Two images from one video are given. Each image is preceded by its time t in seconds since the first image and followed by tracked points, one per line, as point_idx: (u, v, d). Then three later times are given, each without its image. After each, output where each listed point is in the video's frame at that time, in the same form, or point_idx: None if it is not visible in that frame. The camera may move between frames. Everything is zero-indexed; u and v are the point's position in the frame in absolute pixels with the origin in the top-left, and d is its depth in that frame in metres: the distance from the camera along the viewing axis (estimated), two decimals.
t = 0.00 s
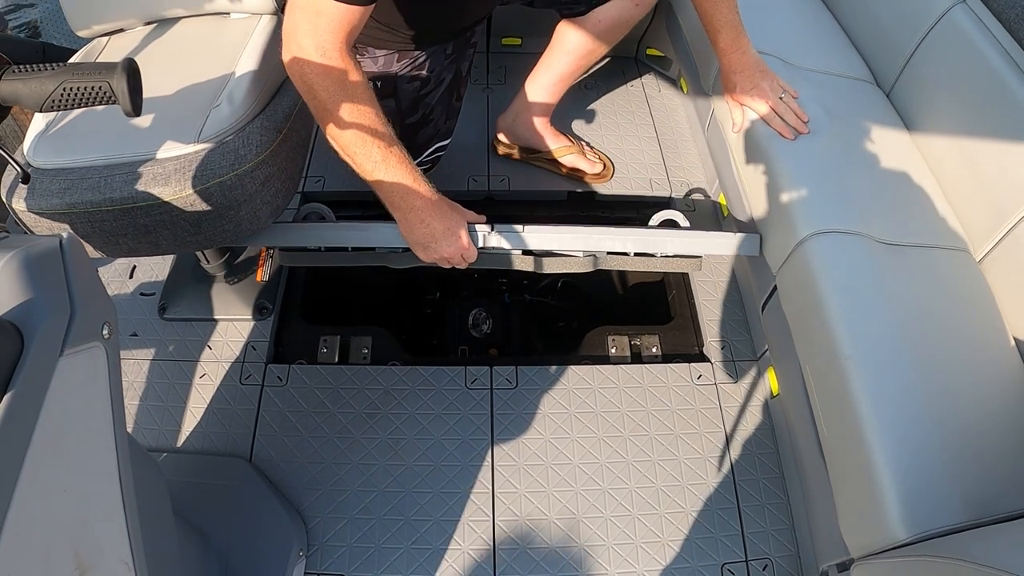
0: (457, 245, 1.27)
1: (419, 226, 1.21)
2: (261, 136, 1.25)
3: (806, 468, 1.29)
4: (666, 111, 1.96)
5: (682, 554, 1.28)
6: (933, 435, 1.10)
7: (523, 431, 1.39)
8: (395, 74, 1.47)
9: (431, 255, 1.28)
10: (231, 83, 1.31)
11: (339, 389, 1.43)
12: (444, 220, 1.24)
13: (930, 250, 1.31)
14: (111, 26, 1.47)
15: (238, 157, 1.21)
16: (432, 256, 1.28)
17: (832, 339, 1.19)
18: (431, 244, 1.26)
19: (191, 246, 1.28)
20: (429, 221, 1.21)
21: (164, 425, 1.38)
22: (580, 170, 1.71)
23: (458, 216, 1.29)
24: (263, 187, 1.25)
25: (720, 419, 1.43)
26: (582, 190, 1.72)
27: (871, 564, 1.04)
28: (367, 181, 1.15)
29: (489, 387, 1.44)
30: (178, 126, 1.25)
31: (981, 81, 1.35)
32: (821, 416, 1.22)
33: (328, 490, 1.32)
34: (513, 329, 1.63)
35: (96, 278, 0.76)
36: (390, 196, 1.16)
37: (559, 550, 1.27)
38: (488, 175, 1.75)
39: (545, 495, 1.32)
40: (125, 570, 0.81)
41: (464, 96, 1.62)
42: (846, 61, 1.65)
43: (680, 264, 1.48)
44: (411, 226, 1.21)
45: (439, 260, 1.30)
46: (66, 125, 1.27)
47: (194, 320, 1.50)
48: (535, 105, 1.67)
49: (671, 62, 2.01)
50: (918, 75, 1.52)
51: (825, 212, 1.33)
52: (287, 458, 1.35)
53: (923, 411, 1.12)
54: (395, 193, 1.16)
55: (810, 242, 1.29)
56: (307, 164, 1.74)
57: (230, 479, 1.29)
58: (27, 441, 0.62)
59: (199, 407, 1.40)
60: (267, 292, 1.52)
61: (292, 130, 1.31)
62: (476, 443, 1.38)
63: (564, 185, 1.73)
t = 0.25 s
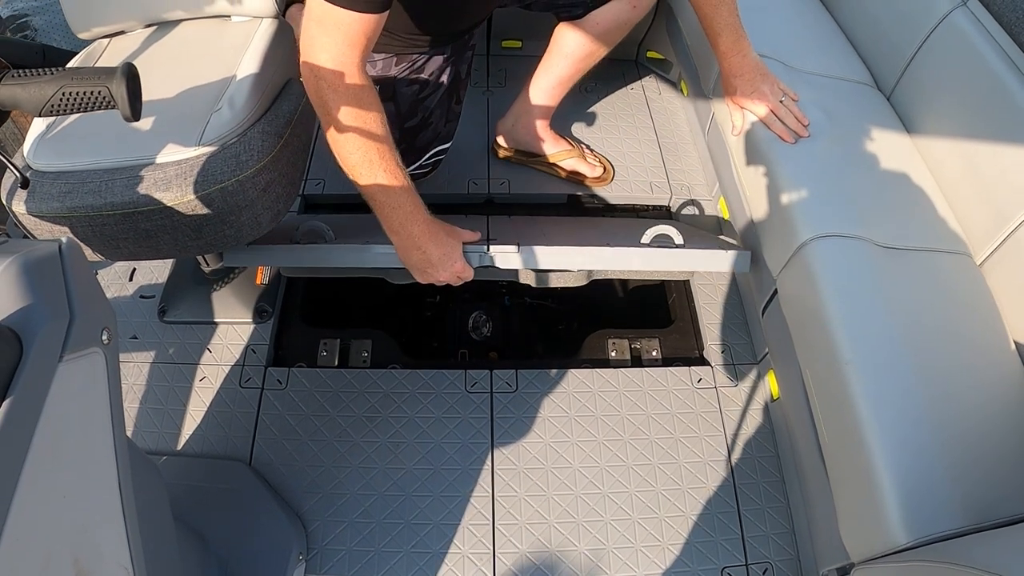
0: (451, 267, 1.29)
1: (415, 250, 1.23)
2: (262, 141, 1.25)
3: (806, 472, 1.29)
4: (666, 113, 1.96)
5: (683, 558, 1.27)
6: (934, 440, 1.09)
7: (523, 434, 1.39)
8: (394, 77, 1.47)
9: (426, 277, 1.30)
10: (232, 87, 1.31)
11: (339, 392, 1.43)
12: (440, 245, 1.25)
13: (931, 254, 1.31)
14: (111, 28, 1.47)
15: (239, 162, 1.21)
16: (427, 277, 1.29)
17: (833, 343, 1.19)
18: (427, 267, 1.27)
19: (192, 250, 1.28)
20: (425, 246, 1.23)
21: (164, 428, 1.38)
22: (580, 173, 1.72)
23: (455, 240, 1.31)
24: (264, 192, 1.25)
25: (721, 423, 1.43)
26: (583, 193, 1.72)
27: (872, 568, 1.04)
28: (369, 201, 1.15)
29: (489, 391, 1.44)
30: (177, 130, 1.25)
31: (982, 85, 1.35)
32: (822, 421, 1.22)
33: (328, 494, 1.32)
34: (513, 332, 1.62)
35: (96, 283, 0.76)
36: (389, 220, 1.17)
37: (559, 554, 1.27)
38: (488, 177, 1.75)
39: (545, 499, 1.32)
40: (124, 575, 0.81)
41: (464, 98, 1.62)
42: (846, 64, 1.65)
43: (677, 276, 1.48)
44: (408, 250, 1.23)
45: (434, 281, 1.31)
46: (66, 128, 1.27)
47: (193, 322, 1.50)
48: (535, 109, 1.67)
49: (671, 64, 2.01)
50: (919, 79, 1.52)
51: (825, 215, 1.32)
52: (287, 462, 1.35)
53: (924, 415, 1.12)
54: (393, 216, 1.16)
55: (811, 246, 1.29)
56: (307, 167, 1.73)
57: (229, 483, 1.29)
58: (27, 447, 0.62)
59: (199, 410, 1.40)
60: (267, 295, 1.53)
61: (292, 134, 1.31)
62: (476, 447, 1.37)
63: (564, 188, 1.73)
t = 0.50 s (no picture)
0: (451, 285, 1.28)
1: (414, 265, 1.22)
2: (262, 145, 1.24)
3: (806, 476, 1.28)
4: (666, 115, 1.95)
5: (683, 562, 1.27)
6: (935, 444, 1.09)
7: (523, 438, 1.39)
8: (393, 78, 1.47)
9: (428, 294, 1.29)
10: (231, 89, 1.30)
11: (338, 395, 1.43)
12: (440, 262, 1.24)
13: (932, 257, 1.30)
14: (110, 30, 1.47)
15: (238, 165, 1.21)
16: (427, 296, 1.28)
17: (833, 347, 1.19)
18: (427, 284, 1.26)
19: (191, 253, 1.28)
20: (423, 262, 1.21)
21: (163, 431, 1.38)
22: (580, 176, 1.72)
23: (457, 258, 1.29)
24: (263, 195, 1.25)
25: (721, 426, 1.42)
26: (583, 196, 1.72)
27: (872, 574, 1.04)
28: (366, 212, 1.16)
29: (489, 394, 1.44)
30: (176, 132, 1.24)
31: (984, 87, 1.34)
32: (822, 425, 1.21)
33: (327, 497, 1.32)
34: (514, 335, 1.61)
35: (93, 288, 0.76)
36: (386, 232, 1.17)
37: (558, 557, 1.27)
38: (488, 180, 1.75)
39: (544, 502, 1.32)
40: None
41: (463, 99, 1.61)
42: (847, 67, 1.64)
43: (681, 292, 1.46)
44: (407, 264, 1.22)
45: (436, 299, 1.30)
46: (65, 130, 1.26)
47: (193, 325, 1.50)
48: (535, 111, 1.67)
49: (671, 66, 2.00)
50: (920, 81, 1.51)
51: (826, 218, 1.32)
52: (286, 465, 1.34)
53: (925, 420, 1.11)
54: (392, 229, 1.16)
55: (811, 249, 1.29)
56: (306, 169, 1.73)
57: (228, 486, 1.28)
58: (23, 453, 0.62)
59: (198, 413, 1.40)
60: (266, 297, 1.52)
61: (292, 137, 1.31)
62: (475, 450, 1.37)
63: (564, 190, 1.73)
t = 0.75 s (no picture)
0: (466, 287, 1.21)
1: (425, 264, 1.17)
2: (259, 149, 1.25)
3: (804, 479, 1.28)
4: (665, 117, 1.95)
5: (681, 564, 1.27)
6: (932, 447, 1.09)
7: (522, 440, 1.39)
8: (393, 81, 1.48)
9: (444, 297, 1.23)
10: (228, 93, 1.31)
11: (336, 398, 1.43)
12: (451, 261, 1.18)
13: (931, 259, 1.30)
14: (109, 34, 1.47)
15: (236, 169, 1.21)
16: (442, 299, 1.22)
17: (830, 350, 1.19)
18: (440, 286, 1.20)
19: (190, 257, 1.28)
20: (435, 261, 1.16)
21: (162, 434, 1.38)
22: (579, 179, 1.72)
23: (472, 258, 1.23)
24: (261, 199, 1.25)
25: (719, 429, 1.42)
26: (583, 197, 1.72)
27: None
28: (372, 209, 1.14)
29: (487, 397, 1.44)
30: (174, 136, 1.25)
31: (982, 89, 1.34)
32: (820, 427, 1.21)
33: (325, 500, 1.32)
34: (513, 337, 1.62)
35: (89, 294, 0.76)
36: (393, 228, 1.14)
37: (556, 560, 1.27)
38: (486, 182, 1.75)
39: (542, 505, 1.32)
40: None
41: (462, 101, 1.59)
42: (845, 68, 1.64)
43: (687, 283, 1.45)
44: (418, 263, 1.17)
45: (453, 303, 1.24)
46: (63, 134, 1.27)
47: (192, 328, 1.50)
48: (534, 114, 1.67)
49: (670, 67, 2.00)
50: (919, 82, 1.51)
51: (824, 221, 1.32)
52: (285, 467, 1.35)
53: (922, 422, 1.11)
54: (399, 224, 1.14)
55: (809, 252, 1.29)
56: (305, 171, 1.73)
57: (227, 489, 1.29)
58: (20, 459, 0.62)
59: (197, 416, 1.40)
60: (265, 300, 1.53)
61: (289, 141, 1.31)
62: (473, 453, 1.37)
63: (563, 192, 1.73)
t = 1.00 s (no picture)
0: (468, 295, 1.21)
1: (427, 270, 1.17)
2: (260, 150, 1.25)
3: (805, 479, 1.28)
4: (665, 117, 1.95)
5: (682, 565, 1.27)
6: (933, 447, 1.09)
7: (522, 441, 1.39)
8: (396, 82, 1.49)
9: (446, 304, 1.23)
10: (230, 95, 1.31)
11: (337, 399, 1.43)
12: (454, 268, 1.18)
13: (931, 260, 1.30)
14: (111, 35, 1.47)
15: (237, 171, 1.21)
16: (443, 307, 1.23)
17: (830, 351, 1.19)
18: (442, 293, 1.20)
19: (191, 258, 1.28)
20: (438, 267, 1.17)
21: (163, 435, 1.38)
22: (579, 180, 1.72)
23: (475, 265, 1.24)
24: (262, 200, 1.25)
25: (720, 429, 1.42)
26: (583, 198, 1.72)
27: None
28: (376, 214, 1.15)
29: (488, 398, 1.44)
30: (175, 137, 1.25)
31: (982, 90, 1.34)
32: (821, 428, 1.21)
33: (326, 500, 1.32)
34: (514, 338, 1.62)
35: (91, 294, 0.76)
36: (395, 234, 1.14)
37: (557, 560, 1.27)
38: (487, 183, 1.75)
39: (543, 506, 1.32)
40: None
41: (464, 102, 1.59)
42: (845, 69, 1.64)
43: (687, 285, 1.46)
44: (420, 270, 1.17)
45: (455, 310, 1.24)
46: (65, 136, 1.27)
47: (193, 329, 1.50)
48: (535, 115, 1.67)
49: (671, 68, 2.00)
50: (919, 83, 1.51)
51: (824, 221, 1.32)
52: (286, 468, 1.35)
53: (923, 423, 1.11)
54: (402, 230, 1.14)
55: (810, 252, 1.29)
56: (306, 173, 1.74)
57: (228, 489, 1.29)
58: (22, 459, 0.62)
59: (198, 417, 1.40)
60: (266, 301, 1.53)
61: (290, 143, 1.31)
62: (474, 454, 1.37)
63: (564, 194, 1.73)
